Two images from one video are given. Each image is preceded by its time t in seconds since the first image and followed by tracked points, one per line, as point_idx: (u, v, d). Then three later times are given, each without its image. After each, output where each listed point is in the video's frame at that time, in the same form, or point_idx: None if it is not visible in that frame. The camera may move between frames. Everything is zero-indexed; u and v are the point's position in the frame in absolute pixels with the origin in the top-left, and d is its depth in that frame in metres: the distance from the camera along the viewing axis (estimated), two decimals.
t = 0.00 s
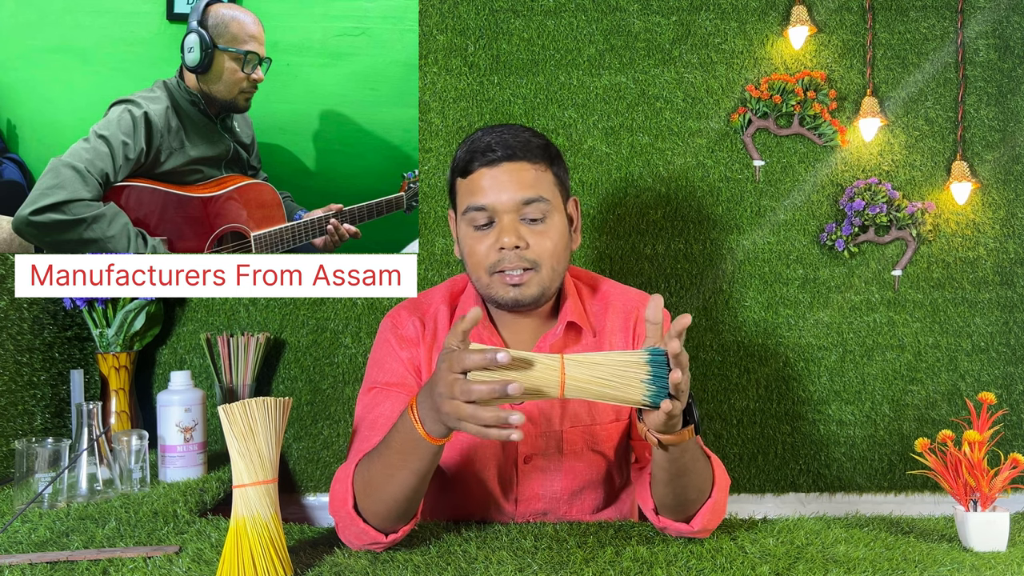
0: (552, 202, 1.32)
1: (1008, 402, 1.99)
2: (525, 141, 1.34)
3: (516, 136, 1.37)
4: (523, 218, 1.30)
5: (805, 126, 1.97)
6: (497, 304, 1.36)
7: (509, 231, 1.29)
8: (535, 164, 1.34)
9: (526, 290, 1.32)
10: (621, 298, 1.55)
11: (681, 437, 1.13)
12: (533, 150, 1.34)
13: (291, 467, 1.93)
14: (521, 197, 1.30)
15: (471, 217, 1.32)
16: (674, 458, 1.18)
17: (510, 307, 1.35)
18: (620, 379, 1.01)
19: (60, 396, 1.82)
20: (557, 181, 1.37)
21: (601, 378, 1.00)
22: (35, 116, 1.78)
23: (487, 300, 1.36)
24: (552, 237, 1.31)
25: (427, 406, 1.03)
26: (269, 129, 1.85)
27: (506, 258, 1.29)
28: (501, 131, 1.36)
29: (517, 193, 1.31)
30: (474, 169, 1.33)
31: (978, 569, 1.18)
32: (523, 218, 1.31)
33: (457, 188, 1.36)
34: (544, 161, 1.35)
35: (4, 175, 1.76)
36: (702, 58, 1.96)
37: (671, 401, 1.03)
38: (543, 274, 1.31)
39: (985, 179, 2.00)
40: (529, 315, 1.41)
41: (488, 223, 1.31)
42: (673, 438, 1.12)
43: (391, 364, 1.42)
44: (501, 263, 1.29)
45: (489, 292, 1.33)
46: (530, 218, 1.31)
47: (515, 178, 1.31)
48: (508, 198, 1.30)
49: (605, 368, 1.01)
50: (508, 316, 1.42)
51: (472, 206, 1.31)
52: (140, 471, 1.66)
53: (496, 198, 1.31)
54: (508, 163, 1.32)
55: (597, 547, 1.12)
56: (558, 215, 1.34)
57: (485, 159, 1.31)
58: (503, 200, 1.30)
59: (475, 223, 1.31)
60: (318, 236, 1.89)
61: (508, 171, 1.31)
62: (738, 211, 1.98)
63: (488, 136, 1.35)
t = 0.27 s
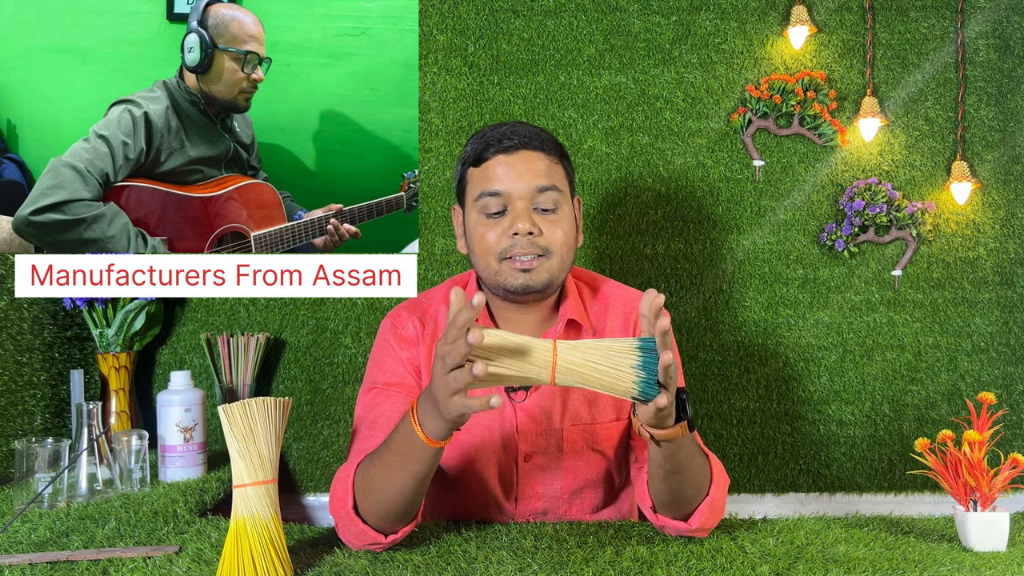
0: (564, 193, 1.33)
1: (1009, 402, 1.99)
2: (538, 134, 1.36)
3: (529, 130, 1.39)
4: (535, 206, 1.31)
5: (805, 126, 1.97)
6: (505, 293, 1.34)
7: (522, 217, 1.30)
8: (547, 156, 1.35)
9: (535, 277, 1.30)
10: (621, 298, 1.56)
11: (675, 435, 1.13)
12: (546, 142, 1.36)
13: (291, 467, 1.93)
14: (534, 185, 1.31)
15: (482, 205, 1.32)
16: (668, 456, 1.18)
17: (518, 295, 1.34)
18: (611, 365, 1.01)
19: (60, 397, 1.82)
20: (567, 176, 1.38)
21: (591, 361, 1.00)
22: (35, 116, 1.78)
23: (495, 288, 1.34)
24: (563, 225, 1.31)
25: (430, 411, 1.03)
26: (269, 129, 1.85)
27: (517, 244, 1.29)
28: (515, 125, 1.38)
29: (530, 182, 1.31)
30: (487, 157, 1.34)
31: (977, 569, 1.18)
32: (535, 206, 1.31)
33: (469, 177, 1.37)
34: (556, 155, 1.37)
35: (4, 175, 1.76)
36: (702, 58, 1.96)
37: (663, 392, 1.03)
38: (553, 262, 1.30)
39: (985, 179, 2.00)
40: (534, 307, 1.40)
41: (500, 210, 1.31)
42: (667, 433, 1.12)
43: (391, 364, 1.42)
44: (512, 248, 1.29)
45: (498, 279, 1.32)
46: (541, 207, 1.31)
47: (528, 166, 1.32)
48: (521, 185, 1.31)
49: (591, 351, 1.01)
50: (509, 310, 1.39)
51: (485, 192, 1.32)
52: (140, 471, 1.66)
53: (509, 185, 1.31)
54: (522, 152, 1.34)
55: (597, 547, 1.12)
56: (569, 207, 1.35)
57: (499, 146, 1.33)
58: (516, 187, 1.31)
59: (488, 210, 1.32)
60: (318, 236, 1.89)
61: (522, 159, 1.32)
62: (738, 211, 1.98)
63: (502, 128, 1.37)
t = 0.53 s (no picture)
0: (567, 192, 1.33)
1: (1009, 402, 1.99)
2: (542, 133, 1.36)
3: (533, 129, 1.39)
4: (539, 206, 1.31)
5: (805, 126, 1.97)
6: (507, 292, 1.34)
7: (526, 216, 1.30)
8: (551, 155, 1.35)
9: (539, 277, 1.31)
10: (622, 298, 1.56)
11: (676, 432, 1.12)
12: (550, 141, 1.36)
13: (291, 467, 1.93)
14: (538, 185, 1.31)
15: (487, 203, 1.32)
16: (666, 455, 1.19)
17: (519, 295, 1.33)
18: (616, 356, 1.01)
19: (60, 397, 1.82)
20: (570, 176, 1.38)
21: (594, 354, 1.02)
22: (35, 116, 1.78)
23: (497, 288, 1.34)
24: (567, 225, 1.31)
25: (442, 414, 1.04)
26: (269, 129, 1.85)
27: (521, 243, 1.29)
28: (519, 123, 1.38)
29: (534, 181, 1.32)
30: (492, 156, 1.34)
31: (977, 569, 1.18)
32: (539, 205, 1.31)
33: (473, 176, 1.37)
34: (560, 155, 1.37)
35: (4, 175, 1.76)
36: (702, 58, 1.96)
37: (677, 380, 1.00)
38: (555, 262, 1.30)
39: (985, 179, 2.00)
40: (535, 307, 1.38)
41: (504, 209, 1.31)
42: (666, 431, 1.11)
43: (392, 365, 1.43)
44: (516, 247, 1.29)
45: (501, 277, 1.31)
46: (545, 207, 1.32)
47: (532, 166, 1.32)
48: (525, 185, 1.31)
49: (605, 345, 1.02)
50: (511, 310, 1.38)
51: (490, 192, 1.32)
52: (140, 471, 1.67)
53: (513, 184, 1.32)
54: (526, 151, 1.34)
55: (597, 547, 1.12)
56: (572, 206, 1.35)
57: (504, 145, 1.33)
58: (521, 186, 1.31)
59: (492, 209, 1.32)
60: (318, 236, 1.89)
61: (526, 158, 1.32)
62: (738, 211, 1.98)
63: (506, 127, 1.37)
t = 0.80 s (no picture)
0: (542, 201, 1.31)
1: (1008, 402, 1.99)
2: (512, 141, 1.32)
3: (504, 134, 1.35)
4: (513, 220, 1.29)
5: (805, 126, 1.97)
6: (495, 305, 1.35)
7: (500, 232, 1.28)
8: (523, 162, 1.32)
9: (523, 289, 1.31)
10: (622, 298, 1.55)
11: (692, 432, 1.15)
12: (521, 149, 1.32)
13: (291, 467, 1.93)
14: (510, 199, 1.28)
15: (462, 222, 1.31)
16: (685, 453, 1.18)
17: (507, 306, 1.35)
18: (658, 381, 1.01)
19: (60, 396, 1.82)
20: (547, 178, 1.34)
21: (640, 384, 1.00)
22: (35, 116, 1.78)
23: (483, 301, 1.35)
24: (544, 235, 1.30)
25: (439, 414, 1.04)
26: (269, 129, 1.85)
27: (499, 259, 1.28)
28: (488, 133, 1.34)
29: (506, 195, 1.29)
30: (463, 173, 1.31)
31: (978, 569, 1.18)
32: (515, 219, 1.29)
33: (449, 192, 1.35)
34: (533, 160, 1.33)
35: (4, 175, 1.76)
36: (702, 58, 1.96)
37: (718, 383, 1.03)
38: (537, 272, 1.30)
39: (985, 179, 2.00)
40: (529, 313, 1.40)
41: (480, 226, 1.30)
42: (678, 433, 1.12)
43: (392, 365, 1.43)
44: (495, 264, 1.28)
45: (484, 293, 1.32)
46: (521, 218, 1.29)
47: (503, 180, 1.29)
48: (497, 201, 1.29)
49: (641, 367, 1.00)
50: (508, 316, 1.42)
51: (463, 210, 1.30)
52: (140, 471, 1.66)
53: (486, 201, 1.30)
54: (497, 165, 1.31)
55: (597, 547, 1.12)
56: (551, 213, 1.32)
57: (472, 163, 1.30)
58: (493, 202, 1.29)
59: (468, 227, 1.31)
60: (318, 236, 1.89)
61: (497, 173, 1.30)
62: (738, 211, 1.98)
63: (476, 138, 1.34)
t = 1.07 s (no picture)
0: (542, 195, 1.32)
1: (1008, 402, 1.99)
2: (513, 136, 1.35)
3: (506, 130, 1.37)
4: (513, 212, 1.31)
5: (805, 126, 1.97)
6: (492, 298, 1.36)
7: (499, 224, 1.30)
8: (524, 158, 1.34)
9: (519, 283, 1.32)
10: (619, 298, 1.56)
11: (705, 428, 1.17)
12: (522, 143, 1.35)
13: (291, 467, 1.93)
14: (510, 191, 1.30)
15: (462, 214, 1.33)
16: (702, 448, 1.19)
17: (505, 300, 1.36)
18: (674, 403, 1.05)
19: (60, 397, 1.82)
20: (547, 175, 1.37)
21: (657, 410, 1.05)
22: (35, 116, 1.78)
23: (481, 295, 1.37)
24: (543, 229, 1.31)
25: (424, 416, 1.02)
26: (269, 129, 1.85)
27: (498, 252, 1.29)
28: (491, 128, 1.37)
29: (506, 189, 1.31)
30: (464, 165, 1.34)
31: (978, 569, 1.18)
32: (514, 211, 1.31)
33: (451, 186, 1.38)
34: (534, 155, 1.35)
35: (4, 175, 1.76)
36: (702, 58, 1.96)
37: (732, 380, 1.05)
38: (534, 265, 1.31)
39: (985, 179, 2.00)
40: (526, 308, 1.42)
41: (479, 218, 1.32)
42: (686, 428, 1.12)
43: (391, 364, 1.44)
44: (493, 256, 1.30)
45: (483, 286, 1.33)
46: (520, 211, 1.31)
47: (504, 173, 1.32)
48: (497, 193, 1.31)
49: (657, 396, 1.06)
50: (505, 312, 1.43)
51: (463, 201, 1.33)
52: (140, 471, 1.66)
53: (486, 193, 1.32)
54: (497, 158, 1.33)
55: (597, 547, 1.12)
56: (550, 207, 1.34)
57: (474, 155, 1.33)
58: (493, 195, 1.31)
59: (468, 219, 1.33)
60: (318, 236, 1.89)
61: (497, 166, 1.32)
62: (738, 211, 1.98)
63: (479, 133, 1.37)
